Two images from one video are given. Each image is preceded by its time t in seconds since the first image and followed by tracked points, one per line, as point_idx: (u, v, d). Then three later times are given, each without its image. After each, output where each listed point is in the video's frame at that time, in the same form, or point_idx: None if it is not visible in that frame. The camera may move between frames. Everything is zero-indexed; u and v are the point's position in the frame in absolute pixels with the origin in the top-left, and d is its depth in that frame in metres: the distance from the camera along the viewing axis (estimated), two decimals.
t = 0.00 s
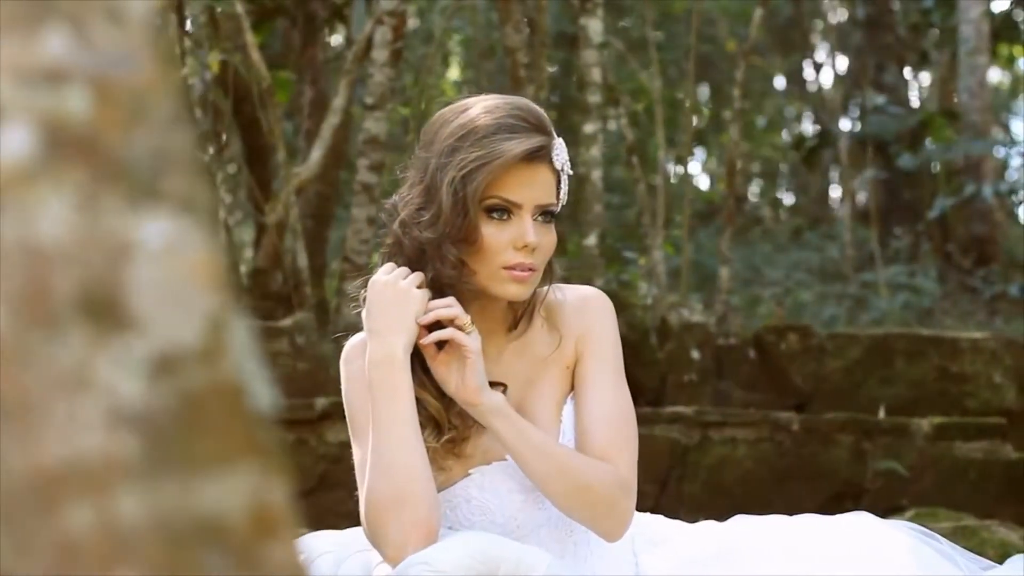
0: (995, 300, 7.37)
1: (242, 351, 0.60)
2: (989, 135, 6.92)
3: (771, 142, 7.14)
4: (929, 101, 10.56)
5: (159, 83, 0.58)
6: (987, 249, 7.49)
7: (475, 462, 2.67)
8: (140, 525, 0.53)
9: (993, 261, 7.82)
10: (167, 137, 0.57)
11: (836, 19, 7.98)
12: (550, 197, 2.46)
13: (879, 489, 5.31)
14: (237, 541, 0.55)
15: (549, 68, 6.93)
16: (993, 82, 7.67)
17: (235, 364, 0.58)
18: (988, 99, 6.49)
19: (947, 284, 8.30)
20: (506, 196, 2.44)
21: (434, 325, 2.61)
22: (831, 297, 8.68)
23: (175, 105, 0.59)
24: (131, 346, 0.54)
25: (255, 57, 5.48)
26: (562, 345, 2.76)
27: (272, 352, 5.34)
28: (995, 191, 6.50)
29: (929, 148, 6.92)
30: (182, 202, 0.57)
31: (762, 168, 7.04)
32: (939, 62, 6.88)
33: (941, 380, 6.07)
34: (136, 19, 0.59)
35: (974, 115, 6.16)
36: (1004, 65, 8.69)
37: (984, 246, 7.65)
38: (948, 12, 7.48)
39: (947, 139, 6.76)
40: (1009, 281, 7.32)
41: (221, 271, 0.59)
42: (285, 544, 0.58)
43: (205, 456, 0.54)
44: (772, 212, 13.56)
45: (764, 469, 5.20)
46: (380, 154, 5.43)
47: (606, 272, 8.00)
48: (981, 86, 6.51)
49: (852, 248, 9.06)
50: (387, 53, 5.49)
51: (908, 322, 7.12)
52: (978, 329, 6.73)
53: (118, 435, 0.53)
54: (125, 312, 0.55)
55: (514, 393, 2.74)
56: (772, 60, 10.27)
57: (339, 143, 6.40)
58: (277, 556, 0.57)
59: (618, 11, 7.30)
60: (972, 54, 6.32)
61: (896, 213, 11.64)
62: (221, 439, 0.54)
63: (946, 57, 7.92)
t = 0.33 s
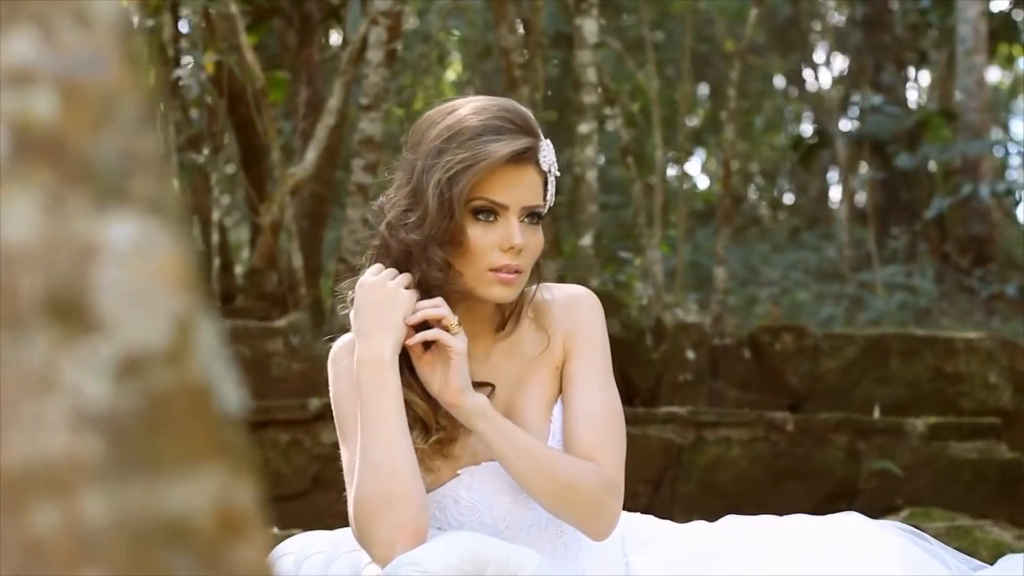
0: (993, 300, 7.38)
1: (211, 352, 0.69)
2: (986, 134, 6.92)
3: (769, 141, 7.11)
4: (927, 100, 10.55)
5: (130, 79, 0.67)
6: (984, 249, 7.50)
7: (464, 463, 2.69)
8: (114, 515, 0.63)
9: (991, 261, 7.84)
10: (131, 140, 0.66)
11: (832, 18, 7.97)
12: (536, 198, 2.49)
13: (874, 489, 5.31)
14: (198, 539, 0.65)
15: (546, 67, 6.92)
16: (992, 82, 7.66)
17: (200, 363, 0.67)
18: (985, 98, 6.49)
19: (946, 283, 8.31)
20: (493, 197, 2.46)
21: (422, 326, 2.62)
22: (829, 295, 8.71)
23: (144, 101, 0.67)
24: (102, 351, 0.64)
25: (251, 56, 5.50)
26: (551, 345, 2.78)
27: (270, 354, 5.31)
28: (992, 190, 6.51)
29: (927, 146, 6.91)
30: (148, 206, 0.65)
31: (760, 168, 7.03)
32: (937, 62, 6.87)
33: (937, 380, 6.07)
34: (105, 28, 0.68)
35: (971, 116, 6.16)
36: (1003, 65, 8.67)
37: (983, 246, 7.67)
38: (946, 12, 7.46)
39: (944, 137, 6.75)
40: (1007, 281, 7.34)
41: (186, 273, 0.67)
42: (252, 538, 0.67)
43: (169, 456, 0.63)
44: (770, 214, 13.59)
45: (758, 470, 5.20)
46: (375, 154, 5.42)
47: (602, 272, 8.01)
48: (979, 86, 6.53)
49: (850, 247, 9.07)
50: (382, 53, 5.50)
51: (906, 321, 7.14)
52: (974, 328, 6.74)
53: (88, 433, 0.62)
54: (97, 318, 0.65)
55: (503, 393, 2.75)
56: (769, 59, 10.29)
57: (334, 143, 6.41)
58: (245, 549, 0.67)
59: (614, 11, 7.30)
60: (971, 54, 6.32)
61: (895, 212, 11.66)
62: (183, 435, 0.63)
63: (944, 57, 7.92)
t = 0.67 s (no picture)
0: (990, 299, 7.41)
1: (178, 357, 0.56)
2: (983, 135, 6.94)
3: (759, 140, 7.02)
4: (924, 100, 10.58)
5: (97, 80, 0.53)
6: (983, 248, 7.54)
7: (450, 464, 2.72)
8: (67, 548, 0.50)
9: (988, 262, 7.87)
10: (100, 137, 0.52)
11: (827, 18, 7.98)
12: (521, 202, 2.52)
13: (869, 489, 5.32)
14: (165, 547, 0.51)
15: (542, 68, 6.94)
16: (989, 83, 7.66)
17: (169, 366, 0.54)
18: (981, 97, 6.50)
19: (943, 282, 8.35)
20: (477, 201, 2.49)
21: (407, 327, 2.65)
22: (826, 296, 8.74)
23: (113, 99, 0.53)
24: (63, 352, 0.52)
25: (248, 58, 5.52)
26: (536, 345, 2.81)
27: (265, 355, 5.30)
28: (990, 190, 6.53)
29: (925, 147, 6.93)
30: (115, 205, 0.52)
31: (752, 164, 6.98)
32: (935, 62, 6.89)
33: (931, 380, 6.09)
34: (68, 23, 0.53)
35: (968, 117, 6.17)
36: (1000, 65, 8.68)
37: (981, 246, 7.70)
38: (943, 12, 7.48)
39: (941, 139, 6.77)
40: (1004, 281, 7.37)
41: (160, 272, 0.54)
42: (220, 550, 0.53)
43: (132, 463, 0.50)
44: (769, 215, 13.67)
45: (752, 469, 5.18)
46: (371, 156, 5.44)
47: (598, 272, 8.03)
48: (977, 86, 6.55)
49: (848, 247, 9.10)
50: (377, 54, 5.53)
51: (903, 322, 7.17)
52: (971, 328, 6.77)
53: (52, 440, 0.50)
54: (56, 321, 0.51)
55: (488, 395, 2.78)
56: (764, 60, 10.32)
57: (330, 143, 6.42)
58: (209, 561, 0.53)
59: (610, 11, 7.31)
60: (966, 54, 6.33)
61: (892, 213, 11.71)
62: (154, 443, 0.50)
63: (942, 57, 7.93)
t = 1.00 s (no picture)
0: (987, 299, 7.42)
1: (154, 354, 0.62)
2: (980, 134, 6.93)
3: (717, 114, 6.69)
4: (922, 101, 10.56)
5: (68, 84, 0.59)
6: (980, 249, 7.55)
7: (440, 465, 2.74)
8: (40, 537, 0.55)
9: (985, 262, 7.88)
10: (71, 147, 0.58)
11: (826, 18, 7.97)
12: (504, 198, 2.54)
13: (864, 489, 5.31)
14: (136, 546, 0.57)
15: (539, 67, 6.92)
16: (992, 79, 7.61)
17: (142, 367, 0.60)
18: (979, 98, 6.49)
19: (940, 282, 8.36)
20: (461, 198, 2.52)
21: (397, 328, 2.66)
22: (824, 296, 8.74)
23: (83, 102, 0.59)
24: (34, 350, 0.57)
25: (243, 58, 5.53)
26: (526, 345, 2.83)
27: (260, 354, 5.24)
28: (987, 190, 6.54)
29: (922, 147, 6.92)
30: (85, 209, 0.58)
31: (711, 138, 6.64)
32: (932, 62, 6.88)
33: (926, 380, 6.09)
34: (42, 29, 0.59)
35: (966, 117, 6.17)
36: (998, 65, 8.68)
37: (978, 245, 7.70)
38: (942, 12, 7.47)
39: (938, 137, 6.76)
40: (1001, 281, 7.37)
41: (129, 275, 0.59)
42: (193, 545, 0.59)
43: (103, 462, 0.56)
44: (766, 214, 13.67)
45: (747, 469, 5.19)
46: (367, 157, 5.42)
47: (594, 272, 8.03)
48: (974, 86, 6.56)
49: (845, 247, 9.11)
50: (372, 54, 5.54)
51: (899, 322, 7.17)
52: (968, 328, 6.78)
53: (21, 440, 0.55)
54: (32, 317, 0.57)
55: (479, 395, 2.79)
56: (761, 61, 10.35)
57: (325, 143, 6.41)
58: (181, 558, 0.58)
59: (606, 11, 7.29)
60: (965, 54, 6.32)
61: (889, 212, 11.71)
62: (122, 441, 0.56)
63: (939, 57, 7.93)
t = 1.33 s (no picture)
0: (986, 299, 7.44)
1: (133, 359, 0.57)
2: (978, 134, 6.94)
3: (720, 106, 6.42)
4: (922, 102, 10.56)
5: (48, 86, 0.54)
6: (979, 250, 7.57)
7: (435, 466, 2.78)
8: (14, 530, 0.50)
9: (984, 262, 7.90)
10: (51, 152, 0.54)
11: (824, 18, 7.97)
12: (471, 177, 2.63)
13: (861, 489, 5.33)
14: (117, 546, 0.52)
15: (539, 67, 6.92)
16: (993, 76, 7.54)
17: (123, 370, 0.56)
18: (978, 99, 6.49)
19: (939, 282, 8.37)
20: (429, 190, 2.61)
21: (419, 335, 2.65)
22: (822, 296, 8.76)
23: (68, 108, 0.55)
24: (13, 352, 0.52)
25: (241, 58, 5.54)
26: (521, 344, 2.85)
27: (257, 354, 5.24)
28: (986, 190, 6.55)
29: (920, 147, 6.93)
30: (65, 209, 0.53)
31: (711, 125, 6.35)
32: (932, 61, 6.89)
33: (924, 380, 6.10)
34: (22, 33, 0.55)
35: (965, 117, 6.18)
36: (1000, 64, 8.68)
37: (976, 246, 7.72)
38: (941, 13, 7.47)
39: (939, 139, 6.78)
40: (1000, 282, 7.40)
41: (110, 278, 0.55)
42: (176, 547, 0.54)
43: (87, 460, 0.51)
44: (767, 213, 13.68)
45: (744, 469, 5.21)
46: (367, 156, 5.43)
47: (592, 272, 8.05)
48: (973, 86, 6.56)
49: (844, 247, 9.12)
50: (370, 54, 5.55)
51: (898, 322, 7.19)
52: (966, 328, 6.80)
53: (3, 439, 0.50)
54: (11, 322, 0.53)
55: (476, 394, 2.81)
56: (760, 61, 10.36)
57: (324, 143, 6.42)
58: (162, 560, 0.54)
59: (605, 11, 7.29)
60: (964, 55, 6.32)
61: (889, 212, 11.72)
62: (104, 440, 0.52)
63: (939, 56, 7.93)
